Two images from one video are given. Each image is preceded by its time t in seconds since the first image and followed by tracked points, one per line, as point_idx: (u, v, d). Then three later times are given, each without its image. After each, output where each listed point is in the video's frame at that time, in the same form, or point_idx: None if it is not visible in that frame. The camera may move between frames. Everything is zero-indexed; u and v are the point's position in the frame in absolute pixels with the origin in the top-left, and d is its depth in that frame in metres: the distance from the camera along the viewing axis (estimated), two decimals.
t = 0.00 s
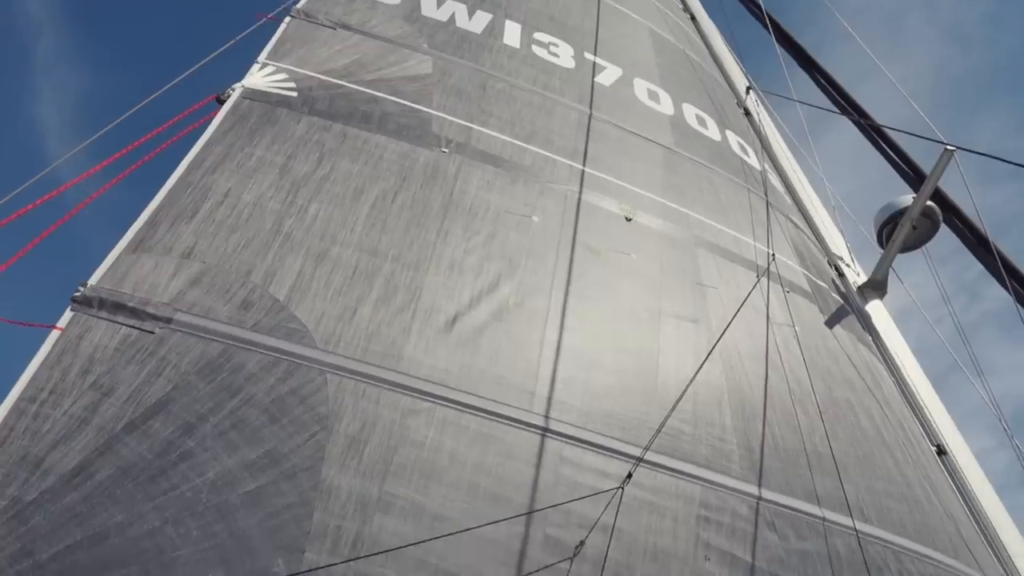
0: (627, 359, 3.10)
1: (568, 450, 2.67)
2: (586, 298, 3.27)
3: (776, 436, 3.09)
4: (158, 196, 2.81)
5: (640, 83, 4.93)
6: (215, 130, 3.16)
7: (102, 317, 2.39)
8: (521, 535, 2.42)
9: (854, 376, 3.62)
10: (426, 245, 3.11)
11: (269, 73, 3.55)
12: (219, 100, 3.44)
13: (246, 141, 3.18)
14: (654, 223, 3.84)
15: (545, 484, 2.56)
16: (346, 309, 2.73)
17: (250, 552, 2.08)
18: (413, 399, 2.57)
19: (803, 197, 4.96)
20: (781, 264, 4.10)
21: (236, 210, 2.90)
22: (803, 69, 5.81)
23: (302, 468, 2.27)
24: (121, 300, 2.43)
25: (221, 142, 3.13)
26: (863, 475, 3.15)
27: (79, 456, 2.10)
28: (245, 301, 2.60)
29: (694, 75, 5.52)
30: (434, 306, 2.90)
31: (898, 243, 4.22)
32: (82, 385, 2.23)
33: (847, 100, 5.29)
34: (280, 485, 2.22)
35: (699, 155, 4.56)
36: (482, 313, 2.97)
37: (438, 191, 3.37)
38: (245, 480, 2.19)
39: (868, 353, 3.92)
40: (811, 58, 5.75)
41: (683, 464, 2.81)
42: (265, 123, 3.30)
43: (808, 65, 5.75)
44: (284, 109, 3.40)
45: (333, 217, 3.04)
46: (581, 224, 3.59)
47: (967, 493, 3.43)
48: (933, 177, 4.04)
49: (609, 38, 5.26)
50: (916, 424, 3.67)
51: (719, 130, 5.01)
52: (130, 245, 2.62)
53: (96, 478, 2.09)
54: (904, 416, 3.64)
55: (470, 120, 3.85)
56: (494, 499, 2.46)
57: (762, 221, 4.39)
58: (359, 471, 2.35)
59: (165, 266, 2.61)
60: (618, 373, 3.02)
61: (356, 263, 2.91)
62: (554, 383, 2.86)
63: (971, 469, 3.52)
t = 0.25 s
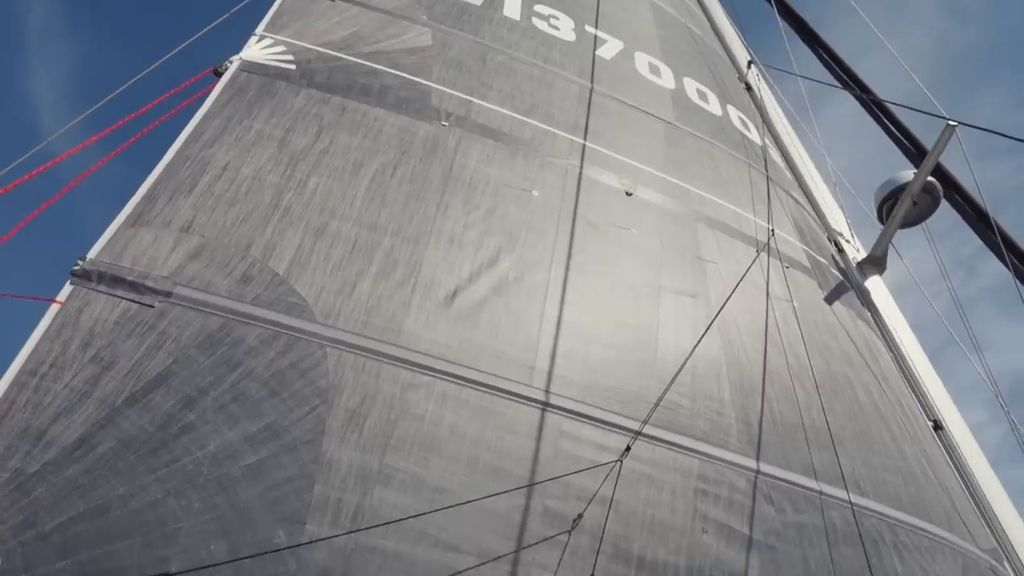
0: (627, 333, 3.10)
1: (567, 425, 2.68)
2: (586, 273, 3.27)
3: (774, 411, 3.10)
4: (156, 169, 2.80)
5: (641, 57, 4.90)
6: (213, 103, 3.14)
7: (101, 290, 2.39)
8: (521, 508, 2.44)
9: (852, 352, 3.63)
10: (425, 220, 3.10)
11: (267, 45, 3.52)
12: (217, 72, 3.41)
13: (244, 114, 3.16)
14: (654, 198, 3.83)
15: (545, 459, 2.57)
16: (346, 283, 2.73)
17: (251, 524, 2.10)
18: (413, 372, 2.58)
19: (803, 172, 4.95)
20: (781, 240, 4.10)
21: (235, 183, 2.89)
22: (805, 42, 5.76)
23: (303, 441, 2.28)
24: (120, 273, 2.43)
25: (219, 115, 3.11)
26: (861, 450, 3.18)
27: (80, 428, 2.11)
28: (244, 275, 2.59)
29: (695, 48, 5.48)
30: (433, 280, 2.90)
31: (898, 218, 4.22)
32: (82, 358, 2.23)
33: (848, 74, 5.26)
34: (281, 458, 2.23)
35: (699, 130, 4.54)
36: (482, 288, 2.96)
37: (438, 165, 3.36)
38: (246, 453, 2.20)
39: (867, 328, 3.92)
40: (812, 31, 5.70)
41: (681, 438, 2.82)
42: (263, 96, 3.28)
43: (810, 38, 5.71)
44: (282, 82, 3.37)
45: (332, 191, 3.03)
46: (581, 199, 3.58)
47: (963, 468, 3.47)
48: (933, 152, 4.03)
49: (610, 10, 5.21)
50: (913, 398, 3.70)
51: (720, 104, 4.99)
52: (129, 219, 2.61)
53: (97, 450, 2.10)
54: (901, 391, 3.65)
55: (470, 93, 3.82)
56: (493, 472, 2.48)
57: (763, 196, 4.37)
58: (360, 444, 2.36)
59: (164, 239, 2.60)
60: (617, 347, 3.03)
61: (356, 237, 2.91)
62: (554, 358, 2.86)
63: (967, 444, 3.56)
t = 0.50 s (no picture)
0: (626, 306, 3.10)
1: (566, 397, 2.69)
2: (586, 246, 3.26)
3: (772, 384, 3.11)
4: (153, 141, 2.78)
5: (641, 28, 4.85)
6: (210, 74, 3.11)
7: (100, 263, 2.38)
8: (521, 479, 2.46)
9: (851, 326, 3.64)
10: (424, 192, 3.09)
11: (264, 16, 3.48)
12: (213, 43, 3.37)
13: (242, 86, 3.14)
14: (654, 171, 3.81)
15: (544, 431, 2.58)
16: (345, 256, 2.73)
17: (252, 496, 2.11)
18: (413, 345, 2.58)
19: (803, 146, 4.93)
20: (780, 213, 4.09)
21: (233, 155, 2.88)
22: (805, 14, 5.71)
23: (303, 414, 2.29)
24: (118, 246, 2.42)
25: (216, 87, 3.08)
26: (858, 422, 3.19)
27: (81, 401, 2.12)
28: (243, 249, 2.59)
29: (696, 20, 5.43)
30: (433, 253, 2.89)
31: (897, 192, 4.20)
32: (82, 331, 2.23)
33: (849, 46, 5.22)
34: (281, 430, 2.24)
35: (699, 102, 4.51)
36: (481, 261, 2.96)
37: (437, 138, 3.34)
38: (246, 425, 2.21)
39: (865, 302, 3.93)
40: (814, 2, 5.65)
41: (679, 411, 2.83)
42: (260, 68, 3.25)
43: (811, 9, 5.66)
44: (279, 53, 3.34)
45: (331, 163, 3.02)
46: (581, 172, 3.57)
47: (958, 440, 3.52)
48: (934, 125, 4.01)
49: None
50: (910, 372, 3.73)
51: (720, 77, 4.95)
52: (126, 191, 2.60)
53: (98, 423, 2.10)
54: (899, 364, 3.67)
55: (469, 65, 3.79)
56: (492, 444, 2.49)
57: (763, 170, 4.36)
58: (360, 417, 2.37)
59: (162, 212, 2.59)
60: (617, 321, 3.03)
61: (355, 210, 2.90)
62: (554, 331, 2.87)
63: (963, 416, 3.61)
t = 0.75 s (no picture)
0: (625, 279, 3.10)
1: (565, 369, 2.70)
2: (585, 219, 3.25)
3: (771, 356, 3.12)
4: (149, 111, 2.76)
5: None
6: (207, 42, 3.06)
7: (97, 235, 2.37)
8: (520, 451, 2.47)
9: (850, 298, 3.64)
10: (423, 164, 3.07)
11: None
12: (209, 11, 3.33)
13: (238, 56, 3.10)
14: (654, 143, 3.79)
15: (543, 403, 2.59)
16: (344, 228, 2.72)
17: (252, 466, 2.12)
18: (412, 317, 2.58)
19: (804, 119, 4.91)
20: (781, 186, 4.08)
21: (230, 126, 2.86)
22: None
23: (303, 385, 2.29)
24: (116, 218, 2.41)
25: (212, 55, 3.04)
26: (856, 394, 3.21)
27: (81, 372, 2.12)
28: (241, 220, 2.58)
29: None
30: (431, 225, 2.89)
31: (898, 165, 4.18)
32: (80, 302, 2.23)
33: (851, 16, 5.18)
34: (281, 401, 2.25)
35: (700, 74, 4.48)
36: (480, 233, 2.95)
37: (435, 109, 3.32)
38: (246, 396, 2.22)
39: (864, 275, 3.92)
40: None
41: (678, 382, 2.84)
42: (257, 37, 3.22)
43: None
44: (276, 22, 3.31)
45: (329, 134, 3.00)
46: (581, 144, 3.55)
47: (956, 412, 3.55)
48: (936, 98, 3.99)
49: None
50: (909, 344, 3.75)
51: (722, 48, 4.91)
52: (123, 162, 2.58)
53: (98, 393, 2.11)
54: (897, 337, 3.68)
55: (468, 35, 3.76)
56: (491, 415, 2.50)
57: (763, 142, 4.33)
58: (359, 388, 2.38)
59: (160, 183, 2.58)
60: (616, 293, 3.03)
61: (353, 182, 2.88)
62: (553, 303, 2.87)
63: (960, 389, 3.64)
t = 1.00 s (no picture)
0: (625, 255, 3.09)
1: (565, 346, 2.70)
2: (586, 195, 3.24)
3: (771, 332, 3.12)
4: (146, 87, 2.74)
5: None
6: (204, 17, 3.03)
7: (96, 211, 2.36)
8: (520, 426, 2.48)
9: (850, 275, 3.64)
10: (422, 140, 3.06)
11: None
12: None
13: (236, 30, 3.08)
14: (655, 119, 3.77)
15: (543, 379, 2.60)
16: (343, 205, 2.71)
17: (253, 442, 2.13)
18: (411, 294, 2.58)
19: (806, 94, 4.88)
20: (781, 162, 4.06)
21: (228, 102, 2.84)
22: None
23: (303, 361, 2.30)
24: (114, 194, 2.40)
25: (210, 31, 3.01)
26: (855, 370, 3.21)
27: (81, 348, 2.12)
28: (240, 197, 2.57)
29: None
30: (431, 202, 2.88)
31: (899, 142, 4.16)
32: (80, 279, 2.23)
33: None
34: (282, 377, 2.25)
35: (702, 49, 4.44)
36: (480, 210, 2.94)
37: (434, 84, 3.29)
38: (246, 372, 2.22)
39: (864, 252, 3.91)
40: None
41: (677, 359, 2.84)
42: (255, 11, 3.18)
43: None
44: None
45: (327, 110, 2.98)
46: (582, 120, 3.53)
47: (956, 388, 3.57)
48: (939, 73, 3.96)
49: None
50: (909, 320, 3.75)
51: (723, 23, 4.87)
52: (121, 138, 2.57)
53: (99, 370, 2.11)
54: (897, 313, 3.68)
55: (467, 9, 3.72)
56: (491, 391, 2.50)
57: (765, 118, 4.31)
58: (359, 364, 2.39)
59: (158, 160, 2.57)
60: (616, 270, 3.02)
61: (352, 158, 2.87)
62: (553, 280, 2.86)
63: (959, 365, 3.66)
